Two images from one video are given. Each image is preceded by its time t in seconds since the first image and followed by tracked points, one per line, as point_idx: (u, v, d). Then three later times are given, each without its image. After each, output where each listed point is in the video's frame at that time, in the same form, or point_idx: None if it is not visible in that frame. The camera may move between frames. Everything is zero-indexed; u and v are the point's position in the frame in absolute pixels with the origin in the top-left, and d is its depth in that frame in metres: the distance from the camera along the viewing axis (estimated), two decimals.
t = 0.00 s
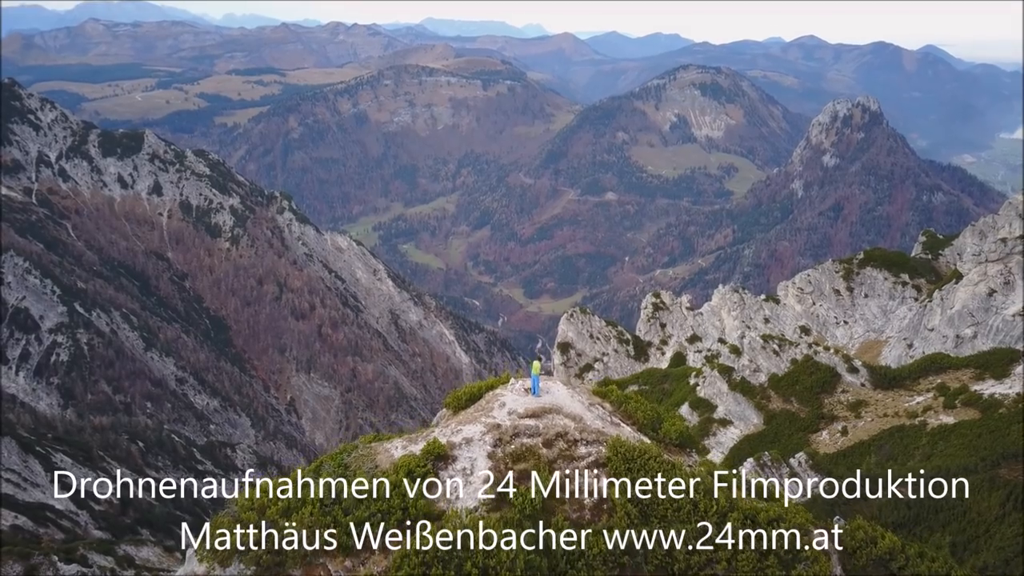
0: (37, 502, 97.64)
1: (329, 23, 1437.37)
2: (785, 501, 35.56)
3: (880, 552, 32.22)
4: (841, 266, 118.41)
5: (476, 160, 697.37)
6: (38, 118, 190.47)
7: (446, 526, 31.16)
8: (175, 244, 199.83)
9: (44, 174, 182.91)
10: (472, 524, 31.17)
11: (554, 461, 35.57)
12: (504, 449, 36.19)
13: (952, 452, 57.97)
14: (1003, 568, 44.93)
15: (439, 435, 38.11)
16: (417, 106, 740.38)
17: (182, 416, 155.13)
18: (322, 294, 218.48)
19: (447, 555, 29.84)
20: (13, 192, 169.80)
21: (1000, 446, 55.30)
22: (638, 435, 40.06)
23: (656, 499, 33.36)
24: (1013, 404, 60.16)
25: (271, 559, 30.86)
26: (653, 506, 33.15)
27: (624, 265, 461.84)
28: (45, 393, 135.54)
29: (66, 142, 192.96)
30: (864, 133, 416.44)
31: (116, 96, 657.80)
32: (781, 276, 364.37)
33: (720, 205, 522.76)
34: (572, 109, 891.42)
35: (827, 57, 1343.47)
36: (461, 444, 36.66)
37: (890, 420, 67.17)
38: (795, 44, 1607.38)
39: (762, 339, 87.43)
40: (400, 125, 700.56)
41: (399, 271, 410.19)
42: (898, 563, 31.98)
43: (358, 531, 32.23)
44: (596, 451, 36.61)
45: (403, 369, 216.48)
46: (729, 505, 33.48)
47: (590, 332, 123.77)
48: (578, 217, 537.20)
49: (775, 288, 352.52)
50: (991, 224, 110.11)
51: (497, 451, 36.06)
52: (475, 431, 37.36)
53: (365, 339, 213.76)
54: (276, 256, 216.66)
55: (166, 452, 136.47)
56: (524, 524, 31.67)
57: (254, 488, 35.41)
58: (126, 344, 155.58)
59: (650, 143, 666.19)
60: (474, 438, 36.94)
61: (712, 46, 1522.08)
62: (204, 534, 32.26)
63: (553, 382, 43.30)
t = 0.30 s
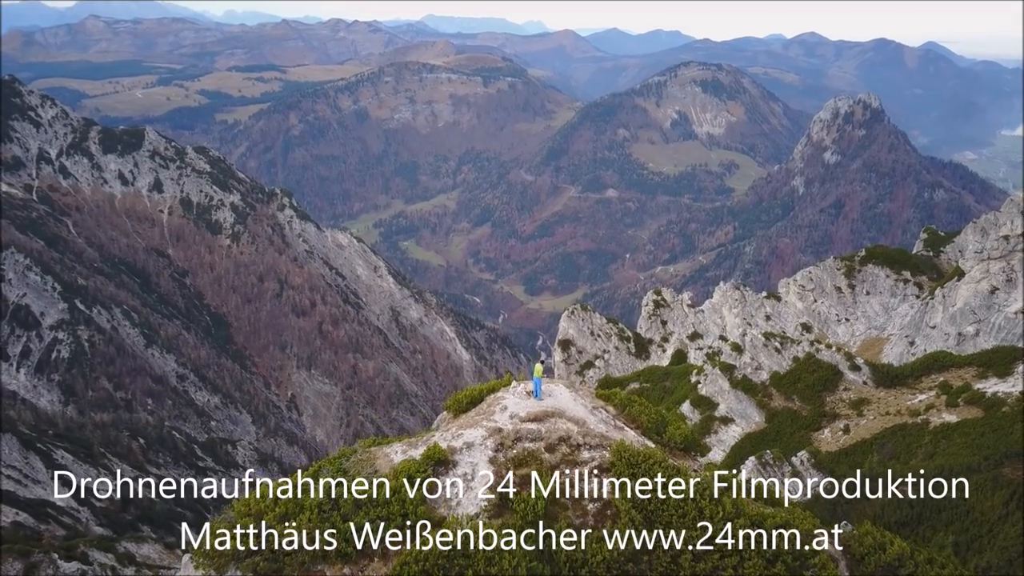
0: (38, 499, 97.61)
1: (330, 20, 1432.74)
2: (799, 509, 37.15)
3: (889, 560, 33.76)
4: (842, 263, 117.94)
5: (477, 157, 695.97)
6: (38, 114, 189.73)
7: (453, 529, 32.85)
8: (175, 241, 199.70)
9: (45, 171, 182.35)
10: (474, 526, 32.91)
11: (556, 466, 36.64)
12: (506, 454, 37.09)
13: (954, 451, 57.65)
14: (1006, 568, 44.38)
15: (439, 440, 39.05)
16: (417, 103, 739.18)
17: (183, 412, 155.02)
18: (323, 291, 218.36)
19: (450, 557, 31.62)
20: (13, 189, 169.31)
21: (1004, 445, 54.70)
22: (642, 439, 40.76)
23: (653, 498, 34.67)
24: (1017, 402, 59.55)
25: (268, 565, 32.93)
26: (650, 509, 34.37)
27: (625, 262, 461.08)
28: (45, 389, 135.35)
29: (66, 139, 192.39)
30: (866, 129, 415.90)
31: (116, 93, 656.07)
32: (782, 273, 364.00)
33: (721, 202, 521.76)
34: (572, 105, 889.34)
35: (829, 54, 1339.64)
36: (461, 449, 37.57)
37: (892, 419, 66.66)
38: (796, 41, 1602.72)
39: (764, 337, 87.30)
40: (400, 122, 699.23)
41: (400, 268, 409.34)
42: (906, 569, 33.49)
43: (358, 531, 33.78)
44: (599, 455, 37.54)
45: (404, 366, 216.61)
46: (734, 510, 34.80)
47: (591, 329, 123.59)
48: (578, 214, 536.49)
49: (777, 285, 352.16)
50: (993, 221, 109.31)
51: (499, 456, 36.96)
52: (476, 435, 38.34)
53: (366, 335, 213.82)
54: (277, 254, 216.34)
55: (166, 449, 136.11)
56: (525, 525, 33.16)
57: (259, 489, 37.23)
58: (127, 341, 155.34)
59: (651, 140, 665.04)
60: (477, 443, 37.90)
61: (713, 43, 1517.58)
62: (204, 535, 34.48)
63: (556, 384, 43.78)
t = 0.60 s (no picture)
0: (39, 491, 98.13)
1: (330, 13, 1429.43)
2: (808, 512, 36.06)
3: (895, 560, 32.43)
4: (844, 257, 117.27)
5: (478, 150, 694.61)
6: (38, 107, 188.78)
7: (452, 527, 32.35)
8: (176, 233, 199.53)
9: (45, 163, 181.86)
10: (474, 526, 32.33)
11: (559, 466, 35.98)
12: (508, 454, 36.44)
13: (957, 445, 57.29)
14: (1010, 564, 44.35)
15: (440, 439, 38.14)
16: (418, 95, 737.82)
17: (184, 404, 155.24)
18: (323, 283, 218.13)
19: (448, 557, 31.05)
20: (13, 181, 168.82)
21: (1006, 439, 54.56)
22: (647, 438, 39.91)
23: (654, 498, 34.00)
24: (1018, 396, 59.47)
25: (265, 566, 32.20)
26: (651, 511, 33.66)
27: (626, 254, 460.24)
28: (47, 381, 135.51)
29: (66, 131, 191.62)
30: (867, 122, 416.71)
31: (116, 85, 655.16)
32: (783, 265, 363.68)
33: (722, 194, 520.88)
34: (573, 98, 886.96)
35: (831, 46, 1335.41)
36: (462, 448, 36.77)
37: (894, 413, 66.43)
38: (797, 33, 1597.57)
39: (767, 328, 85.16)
40: (401, 115, 698.15)
41: (401, 260, 408.88)
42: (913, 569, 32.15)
43: (358, 531, 32.97)
44: (603, 456, 36.87)
45: (405, 359, 216.41)
46: (740, 511, 33.92)
47: (592, 322, 123.18)
48: (579, 207, 535.97)
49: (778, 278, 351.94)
50: (994, 214, 108.95)
51: (501, 456, 36.26)
52: (477, 435, 37.50)
53: (367, 328, 214.07)
54: (278, 246, 216.03)
55: (167, 441, 136.28)
56: (526, 525, 32.53)
57: (257, 489, 36.45)
58: (128, 333, 155.40)
59: (652, 133, 663.62)
60: (477, 441, 37.23)
61: (715, 35, 1513.19)
62: (202, 534, 33.55)
63: (559, 381, 43.28)
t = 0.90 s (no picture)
0: (43, 473, 99.41)
1: None
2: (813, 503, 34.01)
3: (906, 553, 30.05)
4: (846, 240, 116.13)
5: (479, 132, 691.08)
6: (37, 89, 187.55)
7: (449, 523, 30.96)
8: (177, 217, 199.10)
9: (45, 146, 180.96)
10: (474, 525, 30.47)
11: (563, 459, 34.05)
12: (511, 446, 34.69)
13: (961, 430, 56.88)
14: (1012, 549, 45.35)
15: (441, 431, 36.55)
16: (419, 77, 733.52)
17: (186, 387, 155.68)
18: (325, 266, 218.05)
19: (447, 560, 29.35)
20: (13, 164, 168.01)
21: (1009, 424, 54.41)
22: (652, 430, 37.55)
23: (652, 500, 31.96)
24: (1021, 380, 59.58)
25: (265, 561, 30.56)
26: (653, 514, 31.45)
27: (628, 237, 458.62)
28: (49, 363, 135.58)
29: (66, 113, 190.38)
30: (870, 105, 416.22)
31: (116, 66, 652.50)
32: (785, 249, 362.85)
33: (724, 177, 518.73)
34: (575, 79, 881.46)
35: (834, 28, 1325.43)
36: (464, 440, 35.23)
37: (896, 398, 66.15)
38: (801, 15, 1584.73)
39: (770, 313, 82.52)
40: (402, 97, 694.69)
41: (402, 243, 408.06)
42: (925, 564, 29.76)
43: (358, 530, 31.37)
44: (607, 447, 34.92)
45: (406, 342, 216.37)
46: (747, 504, 31.86)
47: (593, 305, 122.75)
48: (580, 190, 534.07)
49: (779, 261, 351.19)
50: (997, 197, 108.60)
51: (503, 448, 34.59)
52: (480, 426, 35.79)
53: (369, 311, 214.42)
54: (279, 229, 215.46)
55: (169, 423, 136.66)
56: (526, 523, 30.73)
57: (251, 487, 34.46)
58: (129, 316, 155.28)
59: (654, 115, 659.74)
60: (479, 433, 35.49)
61: (717, 17, 1501.29)
62: (201, 532, 31.57)
63: (565, 372, 41.40)
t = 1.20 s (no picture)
0: (46, 456, 99.92)
1: None
2: (820, 496, 32.39)
3: (913, 545, 28.96)
4: (849, 224, 115.80)
5: (479, 115, 687.44)
6: (36, 71, 186.57)
7: (445, 521, 29.44)
8: (177, 200, 198.75)
9: (44, 129, 180.23)
10: (473, 522, 28.96)
11: (567, 451, 32.42)
12: (513, 438, 33.20)
13: (961, 416, 56.83)
14: (1014, 535, 45.71)
15: (443, 423, 34.92)
16: (419, 60, 729.46)
17: (188, 369, 155.82)
18: (325, 250, 217.70)
19: (446, 563, 27.87)
20: (13, 147, 167.44)
21: (1011, 409, 54.15)
22: (657, 422, 35.70)
23: (652, 503, 30.04)
24: None
25: (265, 557, 29.77)
26: (659, 514, 29.73)
27: (629, 221, 456.94)
28: (51, 347, 135.75)
29: (64, 96, 189.27)
30: (873, 87, 413.21)
31: (115, 49, 649.70)
32: (786, 233, 361.77)
33: (726, 160, 516.44)
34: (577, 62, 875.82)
35: (838, 10, 1312.59)
36: (466, 433, 33.77)
37: (899, 381, 65.96)
38: None
39: (771, 297, 82.57)
40: (402, 80, 690.82)
41: (401, 227, 406.92)
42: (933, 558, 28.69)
43: (357, 531, 30.06)
44: (611, 439, 33.04)
45: (407, 326, 216.38)
46: (756, 500, 30.32)
47: (594, 291, 121.80)
48: (581, 173, 532.53)
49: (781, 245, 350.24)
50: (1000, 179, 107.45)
51: (506, 439, 33.11)
52: (481, 418, 34.33)
53: (369, 295, 214.16)
54: (279, 212, 214.70)
55: (171, 406, 137.00)
56: (524, 525, 29.08)
57: (249, 485, 32.78)
58: (131, 300, 155.37)
59: (655, 98, 655.49)
60: (482, 426, 33.98)
61: None
62: (203, 533, 30.53)
63: (567, 362, 39.60)
